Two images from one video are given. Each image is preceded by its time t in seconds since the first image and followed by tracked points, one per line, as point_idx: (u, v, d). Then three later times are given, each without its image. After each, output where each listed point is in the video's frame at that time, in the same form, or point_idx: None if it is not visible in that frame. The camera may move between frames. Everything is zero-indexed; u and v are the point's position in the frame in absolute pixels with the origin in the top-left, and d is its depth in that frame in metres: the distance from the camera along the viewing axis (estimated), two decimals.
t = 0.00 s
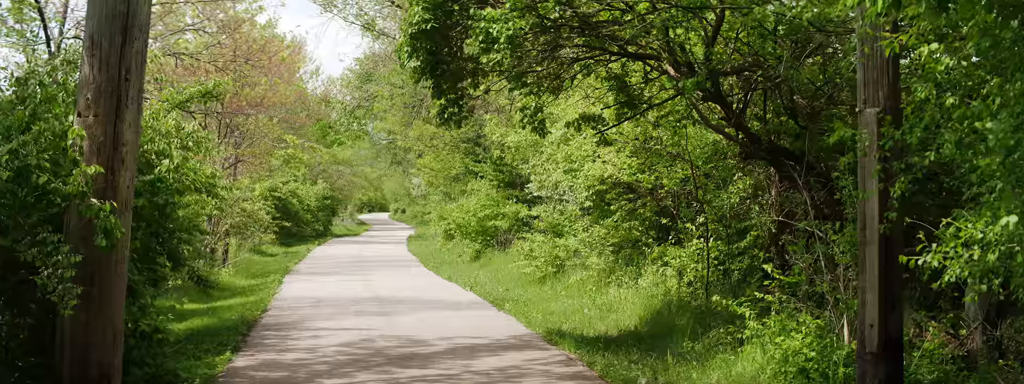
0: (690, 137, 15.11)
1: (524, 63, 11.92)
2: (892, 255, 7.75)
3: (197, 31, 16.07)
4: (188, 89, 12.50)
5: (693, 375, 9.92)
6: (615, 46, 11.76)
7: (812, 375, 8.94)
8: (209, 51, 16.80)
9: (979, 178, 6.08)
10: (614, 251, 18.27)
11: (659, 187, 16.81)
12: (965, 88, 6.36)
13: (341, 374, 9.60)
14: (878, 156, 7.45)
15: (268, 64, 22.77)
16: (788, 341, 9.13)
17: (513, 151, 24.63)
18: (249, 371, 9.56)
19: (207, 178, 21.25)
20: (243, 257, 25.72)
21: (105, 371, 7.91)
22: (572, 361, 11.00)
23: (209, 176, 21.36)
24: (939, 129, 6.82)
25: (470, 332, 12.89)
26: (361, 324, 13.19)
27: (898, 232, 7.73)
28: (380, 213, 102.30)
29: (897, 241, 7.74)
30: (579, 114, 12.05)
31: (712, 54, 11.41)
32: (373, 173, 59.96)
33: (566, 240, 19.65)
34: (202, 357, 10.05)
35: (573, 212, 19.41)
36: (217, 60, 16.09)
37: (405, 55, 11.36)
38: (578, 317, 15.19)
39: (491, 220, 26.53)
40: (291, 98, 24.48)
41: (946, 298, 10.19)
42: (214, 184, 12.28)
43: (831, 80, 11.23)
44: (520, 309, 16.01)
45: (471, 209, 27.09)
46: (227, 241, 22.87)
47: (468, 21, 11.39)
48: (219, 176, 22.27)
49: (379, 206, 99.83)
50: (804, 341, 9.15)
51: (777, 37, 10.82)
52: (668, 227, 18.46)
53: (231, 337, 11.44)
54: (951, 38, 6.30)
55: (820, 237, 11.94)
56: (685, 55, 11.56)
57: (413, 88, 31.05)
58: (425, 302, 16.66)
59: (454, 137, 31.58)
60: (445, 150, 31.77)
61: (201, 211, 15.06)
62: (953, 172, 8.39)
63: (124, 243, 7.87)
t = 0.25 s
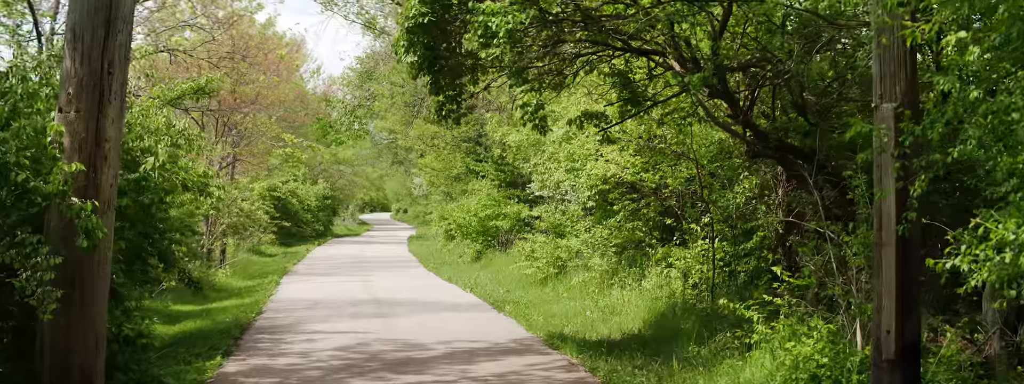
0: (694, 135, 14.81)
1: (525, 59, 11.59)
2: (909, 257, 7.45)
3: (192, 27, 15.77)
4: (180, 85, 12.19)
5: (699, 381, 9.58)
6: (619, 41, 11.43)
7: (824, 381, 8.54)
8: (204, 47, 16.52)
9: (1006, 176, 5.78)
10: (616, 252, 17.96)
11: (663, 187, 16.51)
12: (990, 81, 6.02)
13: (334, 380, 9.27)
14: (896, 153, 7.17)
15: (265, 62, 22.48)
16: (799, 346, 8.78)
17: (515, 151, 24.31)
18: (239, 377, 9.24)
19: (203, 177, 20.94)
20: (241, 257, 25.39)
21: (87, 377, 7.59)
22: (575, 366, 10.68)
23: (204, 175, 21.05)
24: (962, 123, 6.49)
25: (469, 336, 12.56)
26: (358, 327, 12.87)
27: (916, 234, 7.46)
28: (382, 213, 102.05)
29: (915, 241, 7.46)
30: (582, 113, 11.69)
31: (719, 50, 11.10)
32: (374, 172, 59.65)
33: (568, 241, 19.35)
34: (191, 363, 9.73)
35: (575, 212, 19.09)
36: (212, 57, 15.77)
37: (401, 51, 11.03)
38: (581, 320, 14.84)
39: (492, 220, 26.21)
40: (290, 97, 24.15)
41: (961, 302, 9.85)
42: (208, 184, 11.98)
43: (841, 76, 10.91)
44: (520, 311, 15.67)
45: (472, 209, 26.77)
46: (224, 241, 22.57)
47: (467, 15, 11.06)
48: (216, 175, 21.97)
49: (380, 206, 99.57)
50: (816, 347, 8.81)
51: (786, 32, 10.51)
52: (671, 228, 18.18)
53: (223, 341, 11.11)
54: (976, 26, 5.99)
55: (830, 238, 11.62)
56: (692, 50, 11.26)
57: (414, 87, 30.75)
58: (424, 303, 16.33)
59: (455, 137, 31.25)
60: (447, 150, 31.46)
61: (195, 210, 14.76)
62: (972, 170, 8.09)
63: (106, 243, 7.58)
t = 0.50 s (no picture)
0: (701, 134, 14.49)
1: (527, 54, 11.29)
2: (928, 260, 7.14)
3: (187, 24, 15.47)
4: (172, 82, 11.89)
5: None
6: (624, 35, 11.12)
7: None
8: (199, 44, 16.22)
9: None
10: (621, 253, 17.65)
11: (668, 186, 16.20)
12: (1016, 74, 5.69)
13: None
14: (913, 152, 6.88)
15: (264, 60, 22.19)
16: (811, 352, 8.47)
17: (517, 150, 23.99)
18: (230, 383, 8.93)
19: (200, 176, 20.66)
20: (241, 258, 25.12)
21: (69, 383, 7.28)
22: (578, 370, 10.38)
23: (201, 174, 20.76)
24: (988, 118, 6.17)
25: (470, 339, 12.25)
26: (356, 330, 12.57)
27: (936, 238, 7.16)
28: (385, 212, 101.79)
29: (935, 244, 7.16)
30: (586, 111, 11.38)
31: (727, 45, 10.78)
32: (376, 172, 59.38)
33: (571, 241, 19.05)
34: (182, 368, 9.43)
35: (578, 212, 18.76)
36: (208, 54, 15.47)
37: (399, 46, 10.72)
38: (584, 322, 14.52)
39: (495, 220, 25.90)
40: (290, 95, 23.85)
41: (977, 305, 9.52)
42: (201, 183, 11.68)
43: (853, 72, 10.58)
44: (523, 314, 15.36)
45: (474, 209, 26.46)
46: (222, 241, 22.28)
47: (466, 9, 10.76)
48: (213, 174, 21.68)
49: (383, 205, 99.37)
50: (829, 352, 8.50)
51: (796, 27, 10.19)
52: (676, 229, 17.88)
53: (216, 345, 10.82)
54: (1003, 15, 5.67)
55: (841, 239, 11.29)
56: (698, 46, 10.96)
57: (415, 85, 30.44)
58: (424, 305, 16.03)
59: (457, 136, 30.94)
60: (449, 149, 31.15)
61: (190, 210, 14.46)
62: (992, 169, 7.77)
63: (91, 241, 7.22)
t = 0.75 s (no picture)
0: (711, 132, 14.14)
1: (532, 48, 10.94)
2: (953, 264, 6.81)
3: (184, 20, 15.15)
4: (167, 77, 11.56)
5: None
6: (632, 29, 10.77)
7: None
8: (197, 41, 15.90)
9: None
10: (628, 254, 17.32)
11: (677, 186, 15.85)
12: None
13: None
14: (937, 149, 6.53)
15: (265, 57, 21.88)
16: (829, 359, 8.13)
17: (522, 149, 23.63)
18: None
19: (200, 175, 20.34)
20: (242, 257, 24.82)
21: None
22: (585, 376, 10.05)
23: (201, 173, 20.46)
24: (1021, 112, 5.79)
25: (474, 343, 11.91)
26: (356, 334, 12.25)
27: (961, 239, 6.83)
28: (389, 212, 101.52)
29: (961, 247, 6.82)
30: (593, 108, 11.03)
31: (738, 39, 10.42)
32: (380, 171, 59.08)
33: (577, 242, 18.72)
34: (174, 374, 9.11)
35: (584, 211, 18.42)
36: (206, 50, 15.14)
37: (399, 40, 10.38)
38: (591, 325, 14.18)
39: (499, 220, 25.57)
40: (292, 93, 23.50)
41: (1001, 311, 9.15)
42: (196, 182, 11.36)
43: (869, 67, 10.23)
44: (528, 316, 15.02)
45: (479, 208, 26.13)
46: (223, 241, 21.98)
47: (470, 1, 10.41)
48: (213, 173, 21.37)
49: (388, 204, 99.15)
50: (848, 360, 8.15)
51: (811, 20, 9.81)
52: (684, 229, 17.53)
53: (212, 350, 10.50)
54: None
55: (856, 240, 10.94)
56: (710, 40, 10.60)
57: (419, 83, 30.11)
58: (427, 307, 15.70)
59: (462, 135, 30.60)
60: (453, 148, 30.83)
61: (187, 210, 14.15)
62: (1019, 167, 7.41)
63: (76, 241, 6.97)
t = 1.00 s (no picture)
0: (724, 130, 13.76)
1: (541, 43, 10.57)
2: (983, 267, 6.41)
3: (185, 15, 14.81)
4: (164, 73, 11.22)
5: None
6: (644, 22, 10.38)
7: None
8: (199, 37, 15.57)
9: None
10: (639, 255, 16.93)
11: (689, 186, 15.46)
12: None
13: None
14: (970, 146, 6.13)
15: (269, 55, 21.55)
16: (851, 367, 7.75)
17: (531, 148, 23.27)
18: None
19: (203, 173, 20.03)
20: (247, 258, 24.52)
21: None
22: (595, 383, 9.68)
23: (205, 172, 20.14)
24: None
25: (480, 347, 11.55)
26: (359, 337, 11.90)
27: (992, 241, 6.42)
28: (397, 212, 101.28)
29: (993, 249, 6.41)
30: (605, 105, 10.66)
31: (755, 32, 10.02)
32: (388, 171, 58.79)
33: (587, 242, 18.34)
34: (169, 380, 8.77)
35: (594, 211, 18.05)
36: (206, 46, 14.81)
37: (402, 34, 10.01)
38: (601, 329, 13.81)
39: (508, 220, 25.22)
40: (297, 91, 23.16)
41: None
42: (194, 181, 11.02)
43: (891, 62, 9.82)
44: (537, 318, 14.66)
45: (487, 208, 25.78)
46: (226, 241, 21.66)
47: None
48: (217, 172, 21.06)
49: (395, 204, 98.94)
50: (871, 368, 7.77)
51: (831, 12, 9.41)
52: (696, 230, 17.12)
53: (209, 354, 10.16)
54: None
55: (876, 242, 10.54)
56: (725, 33, 10.20)
57: (427, 81, 29.76)
58: (434, 308, 15.35)
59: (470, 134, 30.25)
60: (461, 147, 30.47)
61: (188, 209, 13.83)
62: None
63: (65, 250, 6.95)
